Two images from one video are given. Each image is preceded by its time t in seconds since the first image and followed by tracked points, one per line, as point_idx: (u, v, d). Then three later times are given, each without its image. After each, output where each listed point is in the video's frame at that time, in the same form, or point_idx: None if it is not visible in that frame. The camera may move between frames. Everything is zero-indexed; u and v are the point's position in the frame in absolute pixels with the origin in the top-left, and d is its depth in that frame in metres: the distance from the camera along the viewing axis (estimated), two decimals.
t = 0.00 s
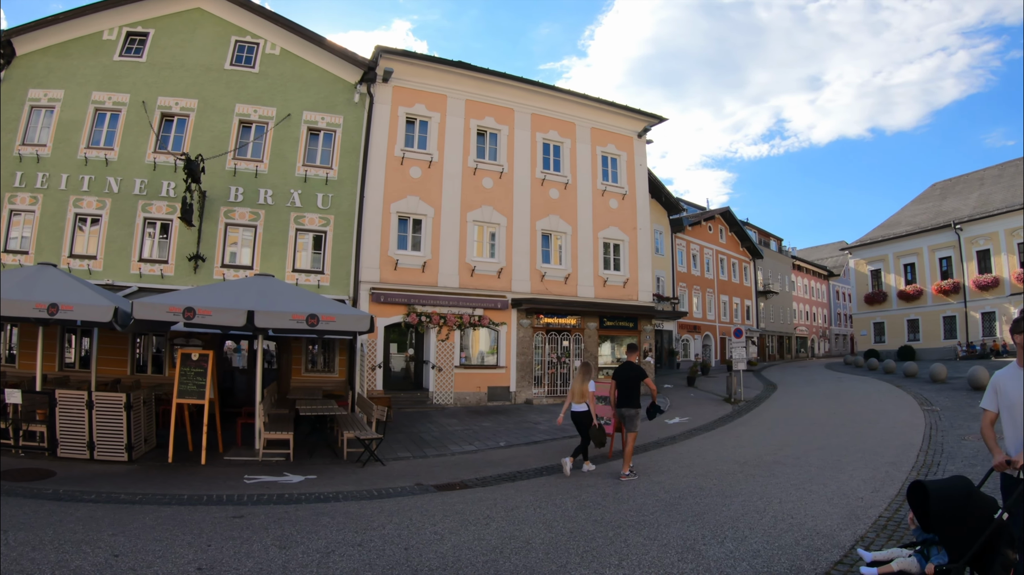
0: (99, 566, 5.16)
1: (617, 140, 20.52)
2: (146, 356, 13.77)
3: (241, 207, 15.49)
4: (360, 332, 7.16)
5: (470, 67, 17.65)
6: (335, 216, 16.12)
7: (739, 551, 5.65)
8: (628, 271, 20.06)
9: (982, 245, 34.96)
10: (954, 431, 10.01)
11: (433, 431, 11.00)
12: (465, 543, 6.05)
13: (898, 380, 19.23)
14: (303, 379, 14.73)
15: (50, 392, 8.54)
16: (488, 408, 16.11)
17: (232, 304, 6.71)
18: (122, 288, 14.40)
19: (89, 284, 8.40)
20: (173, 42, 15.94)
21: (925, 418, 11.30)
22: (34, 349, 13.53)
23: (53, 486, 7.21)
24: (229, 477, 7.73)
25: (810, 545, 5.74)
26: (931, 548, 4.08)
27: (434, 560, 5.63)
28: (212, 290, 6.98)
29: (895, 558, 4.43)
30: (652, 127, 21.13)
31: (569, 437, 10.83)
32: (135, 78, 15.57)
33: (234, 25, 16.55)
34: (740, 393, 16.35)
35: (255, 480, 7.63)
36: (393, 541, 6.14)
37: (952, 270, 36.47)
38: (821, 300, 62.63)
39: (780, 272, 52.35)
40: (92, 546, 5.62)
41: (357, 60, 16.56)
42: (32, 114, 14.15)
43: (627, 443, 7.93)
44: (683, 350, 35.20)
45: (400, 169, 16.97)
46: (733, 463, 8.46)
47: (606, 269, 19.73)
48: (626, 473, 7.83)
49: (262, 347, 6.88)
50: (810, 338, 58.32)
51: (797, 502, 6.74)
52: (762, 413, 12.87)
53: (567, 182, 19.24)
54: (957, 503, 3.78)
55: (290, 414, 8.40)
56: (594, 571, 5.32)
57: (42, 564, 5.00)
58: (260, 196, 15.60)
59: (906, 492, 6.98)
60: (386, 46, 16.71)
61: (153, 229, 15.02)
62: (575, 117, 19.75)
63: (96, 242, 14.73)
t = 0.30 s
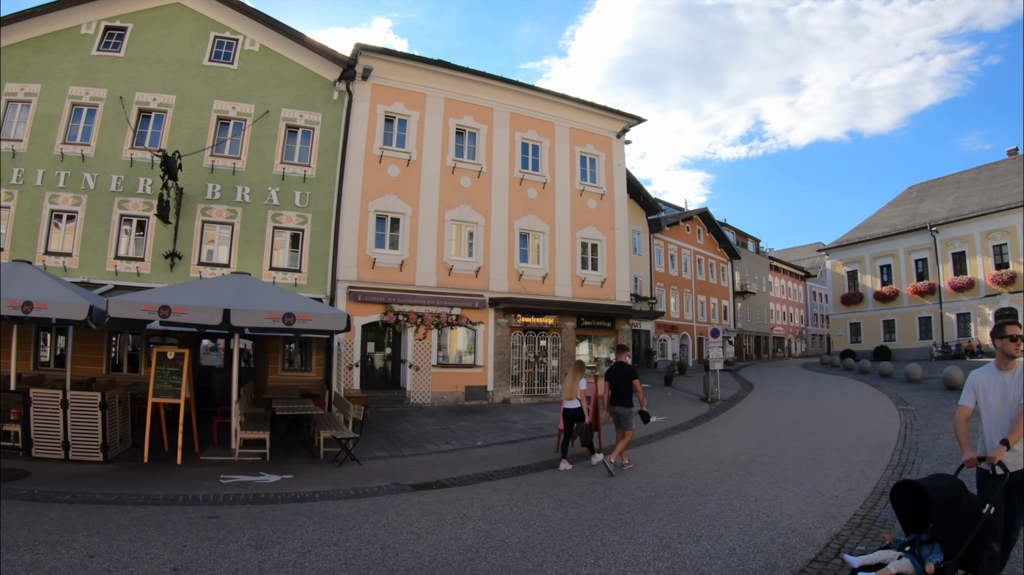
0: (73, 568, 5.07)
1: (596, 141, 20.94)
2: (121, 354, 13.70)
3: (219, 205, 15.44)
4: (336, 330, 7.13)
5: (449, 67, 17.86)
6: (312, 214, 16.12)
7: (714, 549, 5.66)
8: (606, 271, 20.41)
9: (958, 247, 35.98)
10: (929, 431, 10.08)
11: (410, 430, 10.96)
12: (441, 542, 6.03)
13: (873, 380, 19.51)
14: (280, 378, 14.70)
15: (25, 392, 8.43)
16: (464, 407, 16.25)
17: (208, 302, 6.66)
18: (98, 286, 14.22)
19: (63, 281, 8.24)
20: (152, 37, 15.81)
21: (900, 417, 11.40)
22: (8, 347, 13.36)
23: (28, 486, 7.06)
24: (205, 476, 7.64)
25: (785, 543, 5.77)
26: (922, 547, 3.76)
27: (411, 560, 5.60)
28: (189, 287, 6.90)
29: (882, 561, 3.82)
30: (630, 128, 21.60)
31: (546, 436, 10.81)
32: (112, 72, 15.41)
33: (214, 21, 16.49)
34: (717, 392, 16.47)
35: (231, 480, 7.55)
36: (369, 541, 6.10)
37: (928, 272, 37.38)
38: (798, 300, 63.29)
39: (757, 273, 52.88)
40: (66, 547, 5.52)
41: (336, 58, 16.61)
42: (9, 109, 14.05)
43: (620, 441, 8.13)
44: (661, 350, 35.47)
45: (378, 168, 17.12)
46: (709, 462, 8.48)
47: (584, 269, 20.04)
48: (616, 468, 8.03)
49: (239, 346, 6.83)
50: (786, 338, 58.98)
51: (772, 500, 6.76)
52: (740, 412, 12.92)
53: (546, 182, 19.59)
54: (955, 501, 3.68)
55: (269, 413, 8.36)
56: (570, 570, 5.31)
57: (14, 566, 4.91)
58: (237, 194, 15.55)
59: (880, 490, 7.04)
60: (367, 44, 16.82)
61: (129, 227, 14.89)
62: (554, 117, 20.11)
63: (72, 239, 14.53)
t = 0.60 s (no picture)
0: (49, 569, 4.99)
1: (575, 140, 21.14)
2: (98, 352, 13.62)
3: (197, 202, 15.33)
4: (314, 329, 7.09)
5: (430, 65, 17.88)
6: (291, 212, 16.09)
7: (692, 547, 5.67)
8: (585, 270, 20.62)
9: (935, 249, 36.95)
10: (905, 430, 10.13)
11: (388, 430, 10.91)
12: (419, 542, 6.01)
13: (851, 379, 19.68)
14: (258, 377, 14.77)
15: None
16: (443, 406, 16.28)
17: (185, 299, 6.61)
18: (76, 284, 14.11)
19: (40, 277, 8.09)
20: (131, 31, 15.72)
21: (878, 416, 11.48)
22: None
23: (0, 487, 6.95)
24: (182, 476, 7.57)
25: (762, 541, 5.78)
26: (918, 544, 3.81)
27: (388, 559, 5.57)
28: (165, 286, 6.83)
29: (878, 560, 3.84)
30: (610, 127, 21.81)
31: (525, 435, 10.78)
32: (91, 67, 15.35)
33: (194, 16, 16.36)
34: (695, 391, 16.56)
35: (207, 479, 7.49)
36: (346, 540, 6.07)
37: (905, 272, 38.34)
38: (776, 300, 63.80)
39: (736, 273, 53.29)
40: (42, 548, 5.44)
41: (317, 55, 16.58)
42: None
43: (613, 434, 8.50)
44: (640, 349, 35.69)
45: (357, 166, 17.00)
46: (688, 461, 8.47)
47: (563, 268, 20.22)
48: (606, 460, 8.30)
49: (216, 345, 6.73)
50: (766, 338, 59.46)
51: (748, 498, 6.78)
52: (718, 411, 12.91)
53: (525, 181, 19.70)
54: (947, 496, 3.74)
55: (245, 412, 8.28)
56: (547, 569, 5.30)
57: None
58: (215, 191, 15.46)
59: (855, 488, 7.07)
60: (347, 41, 16.70)
61: (106, 224, 14.73)
62: (534, 116, 20.19)
63: (49, 236, 14.33)
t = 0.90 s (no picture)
0: (19, 569, 4.91)
1: (551, 138, 21.27)
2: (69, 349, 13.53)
3: (169, 197, 15.25)
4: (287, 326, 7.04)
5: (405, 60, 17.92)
6: (264, 208, 16.06)
7: (664, 543, 5.69)
8: (558, 268, 20.75)
9: (907, 249, 37.89)
10: (875, 427, 10.26)
11: (362, 427, 10.85)
12: (392, 538, 5.98)
13: (822, 377, 19.98)
14: (230, 374, 14.85)
15: None
16: (417, 403, 16.37)
17: (157, 296, 6.52)
18: (46, 279, 13.94)
19: (8, 273, 7.92)
20: (105, 23, 15.57)
21: (849, 413, 11.63)
22: None
23: None
24: (154, 474, 7.48)
25: (734, 536, 5.81)
26: (914, 536, 3.89)
27: (361, 556, 5.54)
28: (135, 282, 6.74)
29: (883, 556, 3.85)
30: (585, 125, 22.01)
31: (498, 432, 10.77)
32: (64, 59, 15.21)
33: (169, 8, 16.25)
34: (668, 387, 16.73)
35: (180, 477, 7.43)
36: (319, 537, 6.04)
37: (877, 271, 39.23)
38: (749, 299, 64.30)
39: (710, 272, 53.81)
40: (11, 548, 5.34)
41: (292, 49, 16.52)
42: None
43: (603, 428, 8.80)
44: (613, 346, 36.08)
45: (331, 162, 17.02)
46: (662, 458, 8.48)
47: (537, 265, 20.33)
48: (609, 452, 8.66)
49: (188, 341, 6.68)
50: (739, 336, 60.19)
51: (719, 494, 6.81)
52: (691, 409, 12.95)
53: (499, 178, 19.78)
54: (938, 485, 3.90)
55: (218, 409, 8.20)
56: (520, 565, 5.30)
57: None
58: (188, 185, 15.40)
59: (825, 483, 7.13)
60: (323, 35, 16.71)
61: (78, 218, 14.63)
62: (509, 113, 20.31)
63: (19, 231, 14.24)
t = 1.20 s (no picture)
0: None
1: (523, 135, 21.43)
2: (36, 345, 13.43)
3: (138, 190, 15.28)
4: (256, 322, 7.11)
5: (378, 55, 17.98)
6: (234, 202, 16.19)
7: (633, 539, 5.70)
8: (529, 265, 20.94)
9: (876, 249, 38.84)
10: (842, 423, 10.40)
11: (332, 424, 10.78)
12: (362, 536, 5.94)
13: (791, 374, 20.30)
14: (199, 370, 15.15)
15: None
16: (386, 399, 16.44)
17: (125, 292, 6.45)
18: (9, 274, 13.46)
19: None
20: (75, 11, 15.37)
21: (816, 409, 11.81)
22: None
23: None
24: (122, 473, 7.36)
25: (703, 531, 5.83)
26: (890, 525, 3.94)
27: (330, 554, 5.49)
28: (101, 277, 6.65)
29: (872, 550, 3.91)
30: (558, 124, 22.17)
31: (468, 428, 10.75)
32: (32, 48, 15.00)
33: None
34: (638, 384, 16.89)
35: (149, 475, 7.32)
36: (289, 535, 5.99)
37: (845, 270, 40.14)
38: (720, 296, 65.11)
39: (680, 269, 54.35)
40: None
41: (265, 42, 16.61)
42: None
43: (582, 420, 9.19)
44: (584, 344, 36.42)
45: (302, 156, 17.22)
46: (633, 454, 8.49)
47: (508, 262, 20.47)
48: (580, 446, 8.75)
49: (156, 338, 6.62)
50: (709, 334, 60.95)
51: (688, 490, 6.83)
52: (662, 406, 12.99)
53: (471, 175, 19.91)
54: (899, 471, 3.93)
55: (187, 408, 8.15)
56: (489, 562, 5.29)
57: None
58: (158, 179, 15.46)
59: (793, 479, 7.18)
60: (295, 29, 16.75)
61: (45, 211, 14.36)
62: (482, 109, 20.47)
63: None
